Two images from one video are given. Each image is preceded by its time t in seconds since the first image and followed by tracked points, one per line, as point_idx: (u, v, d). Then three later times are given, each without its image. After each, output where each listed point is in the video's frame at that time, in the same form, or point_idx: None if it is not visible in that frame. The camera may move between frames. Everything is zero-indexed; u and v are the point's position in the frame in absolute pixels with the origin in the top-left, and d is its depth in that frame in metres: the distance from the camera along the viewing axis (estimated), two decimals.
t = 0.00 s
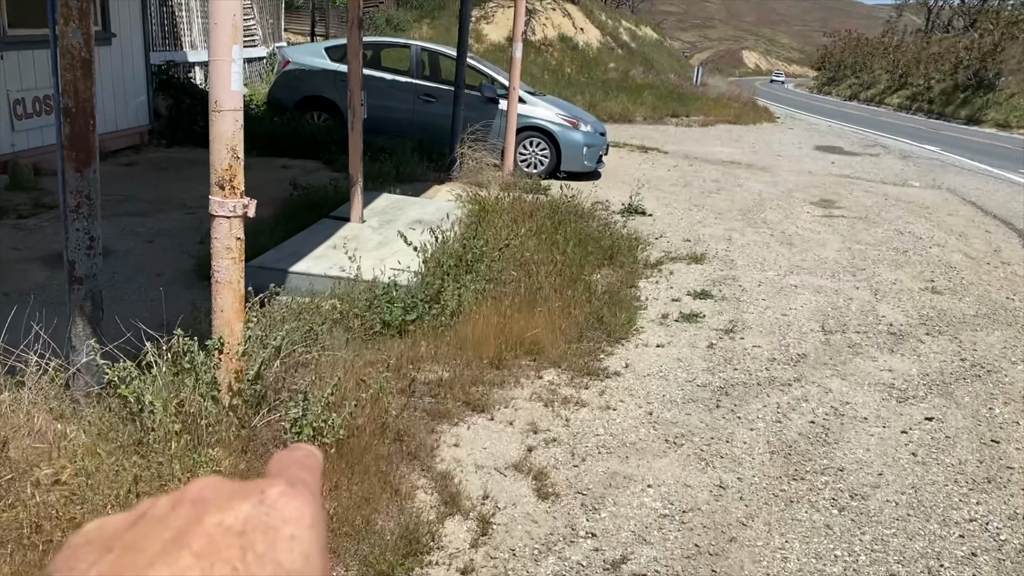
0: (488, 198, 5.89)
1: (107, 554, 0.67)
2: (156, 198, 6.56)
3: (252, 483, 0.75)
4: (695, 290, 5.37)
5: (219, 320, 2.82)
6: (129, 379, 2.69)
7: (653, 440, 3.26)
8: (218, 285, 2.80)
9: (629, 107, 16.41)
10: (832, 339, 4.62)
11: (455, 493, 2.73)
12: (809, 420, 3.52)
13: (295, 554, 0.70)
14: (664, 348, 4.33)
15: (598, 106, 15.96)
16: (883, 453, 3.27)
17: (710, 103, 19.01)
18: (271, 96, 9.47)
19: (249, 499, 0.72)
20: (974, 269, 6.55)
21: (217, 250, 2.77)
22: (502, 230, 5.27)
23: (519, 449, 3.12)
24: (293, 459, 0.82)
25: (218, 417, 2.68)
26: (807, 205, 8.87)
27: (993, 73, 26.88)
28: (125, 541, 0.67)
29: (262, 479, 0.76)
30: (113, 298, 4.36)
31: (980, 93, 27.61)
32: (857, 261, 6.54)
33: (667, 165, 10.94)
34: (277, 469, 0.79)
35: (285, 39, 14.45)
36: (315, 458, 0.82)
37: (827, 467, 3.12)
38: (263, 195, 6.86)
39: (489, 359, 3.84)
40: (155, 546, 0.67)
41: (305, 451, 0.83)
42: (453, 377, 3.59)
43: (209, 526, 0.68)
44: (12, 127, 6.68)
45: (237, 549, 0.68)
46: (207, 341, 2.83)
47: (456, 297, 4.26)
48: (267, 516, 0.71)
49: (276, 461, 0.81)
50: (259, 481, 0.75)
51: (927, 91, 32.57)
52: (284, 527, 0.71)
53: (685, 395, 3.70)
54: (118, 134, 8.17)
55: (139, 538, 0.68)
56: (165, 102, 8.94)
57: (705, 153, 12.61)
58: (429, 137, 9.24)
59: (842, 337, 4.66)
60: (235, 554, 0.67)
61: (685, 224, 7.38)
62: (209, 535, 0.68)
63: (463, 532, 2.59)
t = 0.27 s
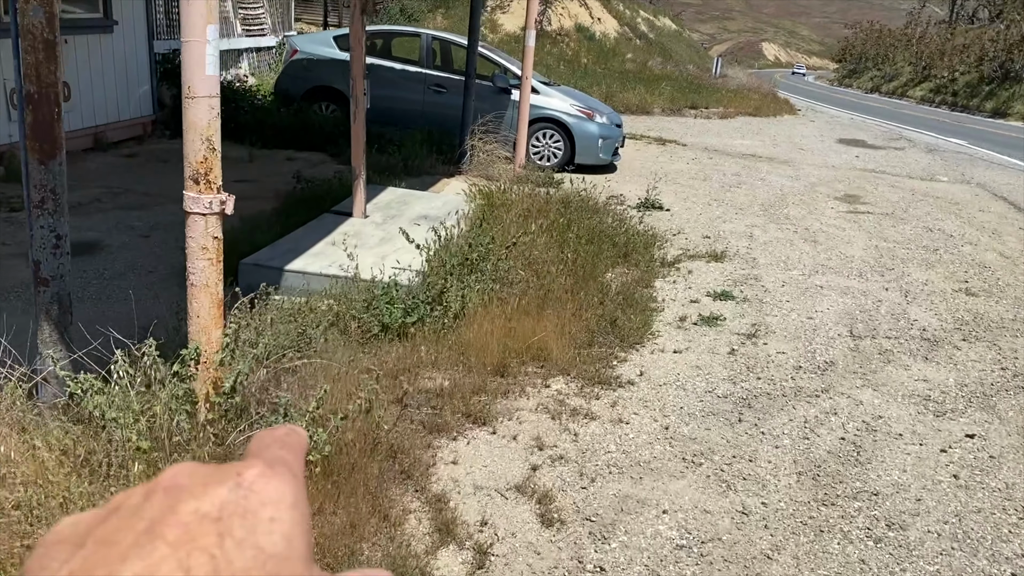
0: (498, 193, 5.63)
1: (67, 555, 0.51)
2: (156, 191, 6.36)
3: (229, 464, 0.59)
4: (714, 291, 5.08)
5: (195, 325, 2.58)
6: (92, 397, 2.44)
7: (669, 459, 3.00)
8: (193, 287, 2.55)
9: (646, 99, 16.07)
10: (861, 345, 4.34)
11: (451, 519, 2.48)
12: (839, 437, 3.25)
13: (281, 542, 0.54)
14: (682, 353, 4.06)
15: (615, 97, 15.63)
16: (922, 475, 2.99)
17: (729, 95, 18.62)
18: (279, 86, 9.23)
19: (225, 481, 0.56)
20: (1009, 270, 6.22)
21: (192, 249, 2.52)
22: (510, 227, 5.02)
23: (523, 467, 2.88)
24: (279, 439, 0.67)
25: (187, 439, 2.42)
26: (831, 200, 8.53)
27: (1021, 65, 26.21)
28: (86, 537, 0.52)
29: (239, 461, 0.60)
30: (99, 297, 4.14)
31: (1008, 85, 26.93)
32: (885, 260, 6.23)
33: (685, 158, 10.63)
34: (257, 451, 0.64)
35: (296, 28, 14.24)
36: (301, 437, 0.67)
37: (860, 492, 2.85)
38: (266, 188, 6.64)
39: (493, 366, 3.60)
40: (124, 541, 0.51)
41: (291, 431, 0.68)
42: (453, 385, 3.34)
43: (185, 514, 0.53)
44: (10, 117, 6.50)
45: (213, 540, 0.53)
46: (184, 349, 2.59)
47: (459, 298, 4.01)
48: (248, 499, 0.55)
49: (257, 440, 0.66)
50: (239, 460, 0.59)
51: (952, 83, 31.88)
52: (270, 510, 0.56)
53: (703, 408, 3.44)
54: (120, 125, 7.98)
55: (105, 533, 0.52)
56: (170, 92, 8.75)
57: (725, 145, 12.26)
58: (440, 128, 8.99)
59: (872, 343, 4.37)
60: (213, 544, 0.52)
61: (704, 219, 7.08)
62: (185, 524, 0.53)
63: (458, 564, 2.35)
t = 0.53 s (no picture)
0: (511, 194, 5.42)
1: (96, 555, 0.54)
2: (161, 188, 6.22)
3: (245, 461, 0.61)
4: (737, 298, 4.85)
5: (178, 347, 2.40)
6: (60, 431, 2.25)
7: (688, 489, 2.79)
8: (175, 305, 2.37)
9: (666, 92, 15.77)
10: (893, 359, 4.10)
11: (450, 557, 2.29)
12: (871, 466, 3.02)
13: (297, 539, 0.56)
14: (702, 368, 3.84)
15: (634, 91, 15.34)
16: (963, 510, 2.76)
17: (751, 88, 18.25)
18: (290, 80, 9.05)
19: (243, 479, 0.58)
20: None
21: (173, 266, 2.33)
22: (522, 231, 4.81)
23: (531, 498, 2.68)
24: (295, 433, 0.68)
25: (165, 475, 2.23)
26: (857, 200, 8.25)
27: None
28: (114, 538, 0.54)
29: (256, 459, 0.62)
30: (92, 303, 3.97)
31: None
32: (915, 265, 5.96)
33: (705, 154, 10.35)
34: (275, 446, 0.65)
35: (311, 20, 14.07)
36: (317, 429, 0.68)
37: (896, 529, 2.63)
38: (274, 186, 6.47)
39: (501, 383, 3.39)
40: (145, 543, 0.53)
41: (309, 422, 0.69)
42: (459, 404, 3.14)
43: (202, 513, 0.55)
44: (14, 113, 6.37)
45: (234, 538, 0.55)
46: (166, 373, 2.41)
47: (467, 308, 3.81)
48: (266, 496, 0.57)
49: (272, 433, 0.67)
50: (255, 456, 0.61)
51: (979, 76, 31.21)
52: (287, 508, 0.57)
53: (725, 430, 3.22)
54: (128, 120, 7.85)
55: (131, 534, 0.54)
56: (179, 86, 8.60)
57: (747, 141, 11.96)
58: (454, 124, 8.77)
59: (904, 358, 4.13)
60: (228, 550, 0.54)
61: (725, 220, 6.83)
62: (204, 522, 0.55)
63: None
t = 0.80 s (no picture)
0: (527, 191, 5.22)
1: (184, 518, 0.49)
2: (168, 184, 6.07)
3: (324, 429, 0.56)
4: (763, 301, 4.61)
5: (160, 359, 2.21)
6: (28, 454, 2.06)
7: (713, 514, 2.58)
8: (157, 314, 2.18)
9: (687, 86, 15.44)
10: (931, 369, 3.86)
11: None
12: (912, 489, 2.79)
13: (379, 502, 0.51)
14: (727, 377, 3.61)
15: (654, 84, 15.04)
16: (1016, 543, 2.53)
17: (773, 82, 17.87)
18: (303, 73, 8.88)
19: (323, 445, 0.53)
20: None
21: (155, 272, 2.15)
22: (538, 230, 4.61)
23: (544, 522, 2.48)
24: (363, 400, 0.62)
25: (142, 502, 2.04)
26: (886, 197, 7.96)
27: None
28: (202, 501, 0.49)
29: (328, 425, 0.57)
30: (88, 305, 3.81)
31: None
32: (949, 266, 5.68)
33: (727, 149, 10.07)
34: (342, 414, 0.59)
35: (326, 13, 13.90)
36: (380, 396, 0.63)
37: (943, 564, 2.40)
38: (284, 182, 6.31)
39: (513, 393, 3.19)
40: (234, 504, 0.49)
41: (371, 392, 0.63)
42: (468, 416, 2.94)
43: (287, 478, 0.50)
44: (20, 107, 6.24)
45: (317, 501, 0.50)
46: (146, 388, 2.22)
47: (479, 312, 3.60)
48: (346, 463, 0.52)
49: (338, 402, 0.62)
50: (332, 425, 0.56)
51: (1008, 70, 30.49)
52: (367, 473, 0.52)
53: (753, 448, 3.01)
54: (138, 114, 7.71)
55: (217, 497, 0.49)
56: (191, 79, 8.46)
57: (770, 136, 11.66)
58: (470, 118, 8.57)
59: (942, 367, 3.88)
60: (316, 512, 0.49)
61: (748, 218, 6.59)
62: (289, 487, 0.50)
63: None
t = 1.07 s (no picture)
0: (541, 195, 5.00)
1: (216, 505, 0.44)
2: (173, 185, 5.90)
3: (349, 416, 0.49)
4: (791, 315, 4.33)
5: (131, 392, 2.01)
6: None
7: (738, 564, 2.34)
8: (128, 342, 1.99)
9: (709, 83, 15.09)
10: (974, 392, 3.58)
11: None
12: (958, 535, 2.54)
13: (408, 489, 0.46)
14: (754, 401, 3.36)
15: (676, 82, 14.70)
16: None
17: (799, 79, 17.45)
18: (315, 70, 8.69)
19: (353, 431, 0.47)
20: None
21: (124, 297, 1.95)
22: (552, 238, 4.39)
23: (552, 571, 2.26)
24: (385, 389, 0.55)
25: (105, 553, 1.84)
26: (918, 200, 7.62)
27: None
28: (237, 486, 0.44)
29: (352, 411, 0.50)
30: (78, 316, 3.64)
31: None
32: (988, 276, 5.38)
33: (751, 149, 9.76)
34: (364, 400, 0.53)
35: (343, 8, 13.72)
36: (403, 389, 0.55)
37: None
38: (292, 183, 6.13)
39: (523, 418, 2.97)
40: (267, 490, 0.44)
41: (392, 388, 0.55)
42: (473, 446, 2.72)
43: (319, 465, 0.45)
44: (23, 106, 6.11)
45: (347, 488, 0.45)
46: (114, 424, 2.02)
47: (488, 326, 3.37)
48: (377, 451, 0.46)
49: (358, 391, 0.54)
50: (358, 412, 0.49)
51: None
52: (395, 458, 0.47)
53: (782, 483, 2.76)
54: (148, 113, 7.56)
55: (251, 482, 0.44)
56: (201, 77, 8.31)
57: (795, 134, 11.31)
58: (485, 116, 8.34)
59: (986, 390, 3.61)
60: (349, 500, 0.44)
61: (774, 222, 6.30)
62: (319, 473, 0.44)
63: None
